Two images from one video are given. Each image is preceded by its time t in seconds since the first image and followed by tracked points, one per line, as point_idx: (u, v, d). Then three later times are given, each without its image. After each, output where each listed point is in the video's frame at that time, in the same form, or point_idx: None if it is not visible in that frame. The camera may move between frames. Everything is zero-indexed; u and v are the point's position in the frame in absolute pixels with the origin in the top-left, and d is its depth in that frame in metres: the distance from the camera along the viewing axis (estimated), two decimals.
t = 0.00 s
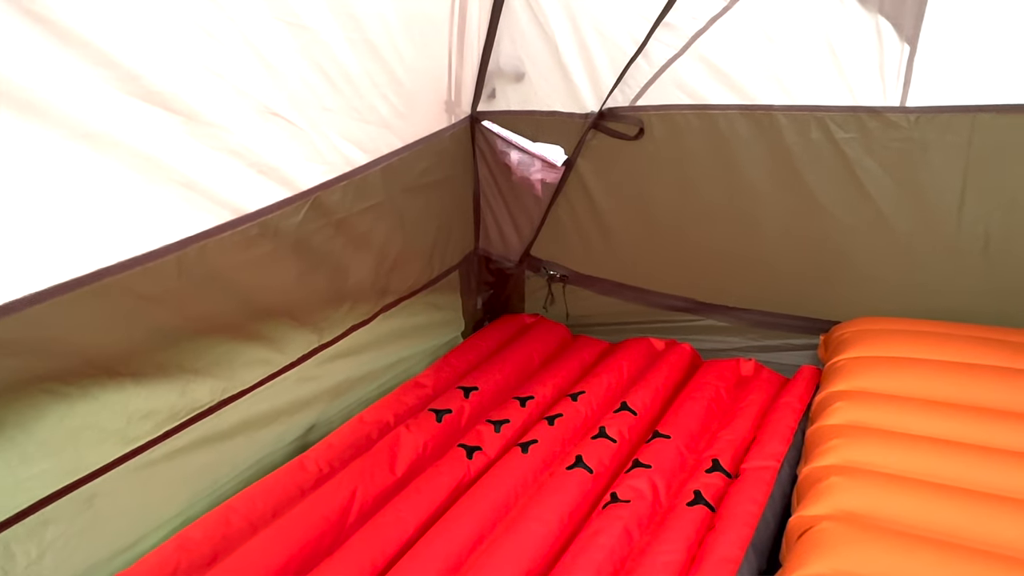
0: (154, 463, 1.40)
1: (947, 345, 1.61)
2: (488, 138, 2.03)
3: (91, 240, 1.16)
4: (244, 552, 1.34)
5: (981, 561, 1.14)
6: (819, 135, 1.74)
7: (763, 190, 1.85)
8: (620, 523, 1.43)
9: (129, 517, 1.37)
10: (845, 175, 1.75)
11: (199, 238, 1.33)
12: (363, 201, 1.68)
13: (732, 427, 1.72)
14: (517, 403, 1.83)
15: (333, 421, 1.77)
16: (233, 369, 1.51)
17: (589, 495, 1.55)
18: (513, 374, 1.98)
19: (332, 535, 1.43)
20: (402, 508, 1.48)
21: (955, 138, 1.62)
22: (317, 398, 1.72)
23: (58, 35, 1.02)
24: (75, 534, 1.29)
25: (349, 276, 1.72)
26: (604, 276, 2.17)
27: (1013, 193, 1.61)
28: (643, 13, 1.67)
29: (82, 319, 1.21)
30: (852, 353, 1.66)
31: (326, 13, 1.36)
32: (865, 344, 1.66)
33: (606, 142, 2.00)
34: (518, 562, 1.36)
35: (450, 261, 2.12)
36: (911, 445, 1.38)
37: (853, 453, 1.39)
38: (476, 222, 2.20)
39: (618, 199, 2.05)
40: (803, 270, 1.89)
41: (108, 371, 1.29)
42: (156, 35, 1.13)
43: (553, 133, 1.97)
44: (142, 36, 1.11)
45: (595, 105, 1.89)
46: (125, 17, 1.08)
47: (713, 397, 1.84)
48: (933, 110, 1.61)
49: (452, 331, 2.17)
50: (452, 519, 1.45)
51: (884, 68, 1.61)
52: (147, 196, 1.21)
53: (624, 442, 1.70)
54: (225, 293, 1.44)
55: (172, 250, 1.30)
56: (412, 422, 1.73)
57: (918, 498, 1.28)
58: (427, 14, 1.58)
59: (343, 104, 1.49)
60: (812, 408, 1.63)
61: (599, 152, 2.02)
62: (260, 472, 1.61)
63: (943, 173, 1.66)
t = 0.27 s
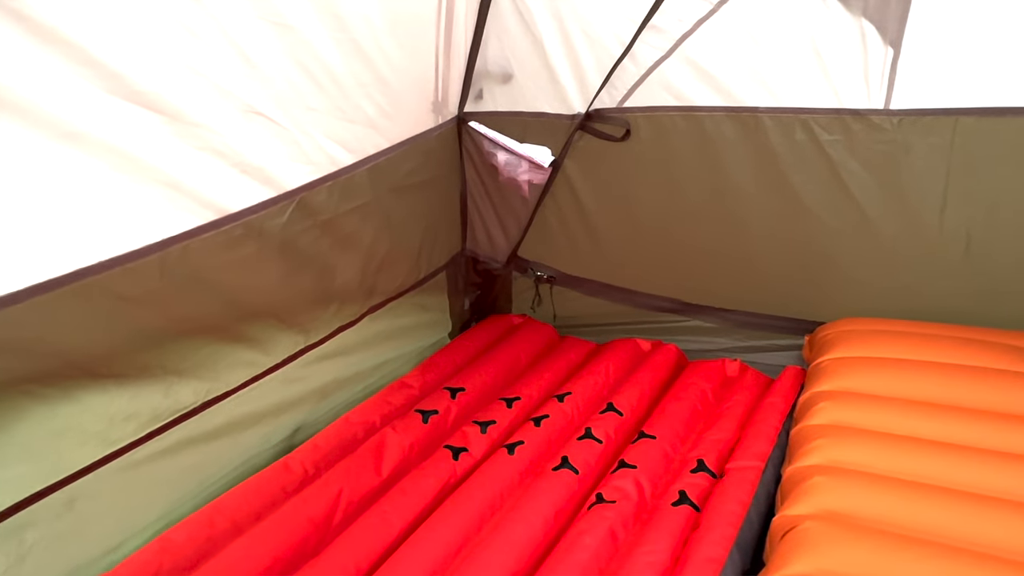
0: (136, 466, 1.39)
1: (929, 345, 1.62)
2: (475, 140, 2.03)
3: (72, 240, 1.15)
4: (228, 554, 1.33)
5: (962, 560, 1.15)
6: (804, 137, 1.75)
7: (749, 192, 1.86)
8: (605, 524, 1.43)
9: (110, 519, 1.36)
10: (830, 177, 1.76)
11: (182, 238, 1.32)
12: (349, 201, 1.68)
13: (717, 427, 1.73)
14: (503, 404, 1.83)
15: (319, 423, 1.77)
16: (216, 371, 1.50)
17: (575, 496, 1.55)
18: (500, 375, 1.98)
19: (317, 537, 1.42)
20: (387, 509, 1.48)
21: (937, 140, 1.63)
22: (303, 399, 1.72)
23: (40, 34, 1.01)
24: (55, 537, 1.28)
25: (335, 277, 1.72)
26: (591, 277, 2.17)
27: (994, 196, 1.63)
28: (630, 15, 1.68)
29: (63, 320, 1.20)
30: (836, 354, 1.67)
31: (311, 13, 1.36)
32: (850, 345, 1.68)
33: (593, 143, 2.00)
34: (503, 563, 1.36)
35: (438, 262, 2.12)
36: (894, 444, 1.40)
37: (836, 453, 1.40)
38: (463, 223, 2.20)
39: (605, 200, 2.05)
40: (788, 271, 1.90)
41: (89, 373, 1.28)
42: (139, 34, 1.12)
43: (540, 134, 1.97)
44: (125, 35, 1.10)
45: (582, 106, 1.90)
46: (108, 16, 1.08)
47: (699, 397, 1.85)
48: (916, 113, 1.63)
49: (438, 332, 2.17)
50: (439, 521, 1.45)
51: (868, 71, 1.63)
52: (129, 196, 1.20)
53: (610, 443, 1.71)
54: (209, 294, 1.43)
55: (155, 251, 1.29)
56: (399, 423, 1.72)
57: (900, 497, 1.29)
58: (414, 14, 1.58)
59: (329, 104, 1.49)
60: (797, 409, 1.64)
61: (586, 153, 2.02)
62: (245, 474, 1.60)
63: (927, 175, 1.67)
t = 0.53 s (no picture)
0: (114, 465, 1.38)
1: (913, 345, 1.63)
2: (462, 139, 2.03)
3: (50, 237, 1.14)
4: (210, 555, 1.32)
5: (943, 558, 1.16)
6: (789, 138, 1.76)
7: (734, 193, 1.87)
8: (590, 524, 1.43)
9: (87, 519, 1.34)
10: (814, 178, 1.77)
11: (161, 235, 1.31)
12: (333, 200, 1.67)
13: (703, 427, 1.74)
14: (489, 404, 1.83)
15: (303, 423, 1.76)
16: (196, 369, 1.48)
17: (561, 496, 1.55)
18: (486, 376, 1.97)
19: (301, 538, 1.42)
20: (371, 510, 1.47)
21: (919, 142, 1.65)
22: (287, 399, 1.71)
23: (17, 29, 1.00)
24: (31, 537, 1.26)
25: (319, 276, 1.71)
26: (578, 278, 2.18)
27: (976, 198, 1.64)
28: (617, 16, 1.68)
29: (37, 317, 1.18)
30: (821, 353, 1.68)
31: (292, 11, 1.36)
32: (834, 345, 1.68)
33: (580, 144, 2.00)
34: (488, 564, 1.35)
35: (423, 262, 2.11)
36: (877, 444, 1.40)
37: (821, 452, 1.41)
38: (451, 223, 2.20)
39: (592, 201, 2.05)
40: (773, 272, 1.91)
41: (64, 371, 1.26)
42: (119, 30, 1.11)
43: (527, 134, 1.98)
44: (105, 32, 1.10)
45: (569, 107, 1.90)
46: (88, 11, 1.07)
47: (685, 397, 1.85)
48: (899, 114, 1.64)
49: (425, 332, 2.16)
50: (423, 521, 1.44)
51: (852, 73, 1.64)
52: (108, 193, 1.19)
53: (595, 443, 1.71)
54: (188, 293, 1.42)
55: (133, 248, 1.28)
56: (384, 423, 1.72)
57: (883, 496, 1.29)
58: (398, 13, 1.58)
59: (313, 102, 1.48)
60: (781, 408, 1.65)
61: (573, 154, 2.02)
62: (228, 475, 1.60)
63: (909, 176, 1.68)
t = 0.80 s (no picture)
0: (96, 466, 1.37)
1: (898, 345, 1.65)
2: (450, 139, 2.02)
3: (28, 233, 1.13)
4: (194, 556, 1.31)
5: (926, 555, 1.17)
6: (774, 139, 1.77)
7: (720, 192, 1.88)
8: (577, 523, 1.43)
9: (67, 520, 1.33)
10: (799, 179, 1.78)
11: (142, 232, 1.30)
12: (317, 198, 1.66)
13: (690, 426, 1.74)
14: (477, 404, 1.83)
15: (289, 424, 1.75)
16: (179, 368, 1.47)
17: (548, 496, 1.55)
18: (474, 375, 1.97)
19: (286, 538, 1.41)
20: (357, 510, 1.46)
21: (903, 143, 1.66)
22: (272, 399, 1.70)
23: None
24: (10, 539, 1.25)
25: (303, 274, 1.70)
26: (566, 278, 2.18)
27: (959, 198, 1.66)
28: (603, 16, 1.68)
29: (15, 314, 1.17)
30: (807, 353, 1.69)
31: (279, 8, 1.35)
32: (820, 344, 1.69)
33: (567, 143, 2.01)
34: (474, 563, 1.35)
35: (410, 261, 2.11)
36: (862, 442, 1.41)
37: (806, 450, 1.41)
38: (439, 223, 2.19)
39: (579, 200, 2.05)
40: (759, 272, 1.92)
41: (43, 369, 1.24)
42: (99, 25, 1.10)
43: (514, 134, 1.99)
44: (85, 27, 1.09)
45: (558, 106, 1.91)
46: (68, 5, 1.06)
47: (672, 397, 1.85)
48: (884, 115, 1.65)
49: (412, 332, 2.16)
50: (410, 521, 1.44)
51: (838, 75, 1.65)
52: (87, 189, 1.18)
53: (582, 443, 1.71)
54: (170, 291, 1.40)
55: (114, 245, 1.27)
56: (371, 423, 1.71)
57: (868, 494, 1.30)
58: (386, 12, 1.57)
59: (299, 100, 1.48)
60: (768, 407, 1.65)
61: (560, 153, 2.03)
62: (213, 476, 1.59)
63: (893, 177, 1.69)
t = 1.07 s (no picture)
0: (75, 469, 1.35)
1: (882, 346, 1.66)
2: (437, 139, 2.02)
3: (6, 232, 1.12)
4: (176, 559, 1.30)
5: (909, 555, 1.17)
6: (760, 141, 1.77)
7: (706, 194, 1.88)
8: (563, 525, 1.43)
9: (46, 524, 1.31)
10: (785, 180, 1.79)
11: (123, 231, 1.29)
12: (302, 198, 1.65)
13: (676, 427, 1.74)
14: (463, 405, 1.82)
15: (274, 425, 1.74)
16: (161, 370, 1.46)
17: (534, 498, 1.55)
18: (461, 376, 1.96)
19: (270, 541, 1.40)
20: (342, 512, 1.46)
21: (887, 146, 1.67)
22: (256, 401, 1.69)
23: None
24: None
25: (287, 275, 1.69)
26: (553, 279, 2.17)
27: (942, 200, 1.67)
28: (591, 17, 1.69)
29: None
30: (792, 354, 1.70)
31: (263, 6, 1.34)
32: (805, 346, 1.70)
33: (554, 144, 2.00)
34: (460, 565, 1.35)
35: (397, 262, 2.10)
36: (847, 442, 1.42)
37: (791, 451, 1.42)
38: (424, 223, 2.18)
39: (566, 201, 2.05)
40: (745, 273, 1.92)
41: (21, 370, 1.23)
42: (79, 21, 1.09)
43: (501, 134, 1.98)
44: (65, 23, 1.08)
45: (545, 108, 1.91)
46: None
47: (658, 398, 1.86)
48: (868, 118, 1.66)
49: (398, 334, 2.15)
50: (395, 523, 1.43)
51: (823, 77, 1.66)
52: (66, 187, 1.17)
53: (569, 444, 1.71)
54: (152, 291, 1.39)
55: (94, 245, 1.25)
56: (356, 425, 1.70)
57: (853, 494, 1.31)
58: (373, 12, 1.57)
59: (283, 98, 1.47)
60: (753, 408, 1.66)
61: (547, 154, 2.02)
62: (196, 479, 1.57)
63: (878, 178, 1.70)
